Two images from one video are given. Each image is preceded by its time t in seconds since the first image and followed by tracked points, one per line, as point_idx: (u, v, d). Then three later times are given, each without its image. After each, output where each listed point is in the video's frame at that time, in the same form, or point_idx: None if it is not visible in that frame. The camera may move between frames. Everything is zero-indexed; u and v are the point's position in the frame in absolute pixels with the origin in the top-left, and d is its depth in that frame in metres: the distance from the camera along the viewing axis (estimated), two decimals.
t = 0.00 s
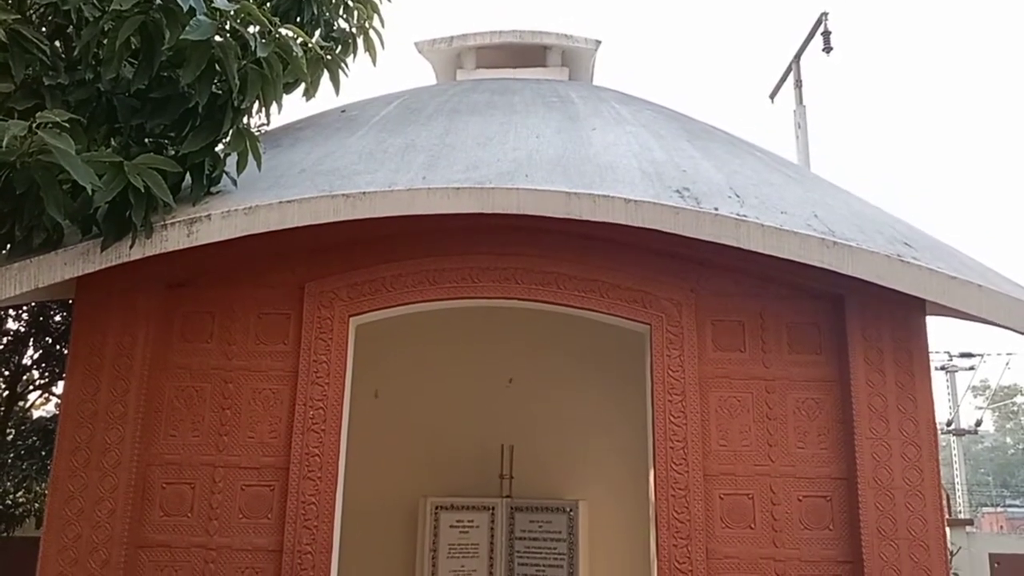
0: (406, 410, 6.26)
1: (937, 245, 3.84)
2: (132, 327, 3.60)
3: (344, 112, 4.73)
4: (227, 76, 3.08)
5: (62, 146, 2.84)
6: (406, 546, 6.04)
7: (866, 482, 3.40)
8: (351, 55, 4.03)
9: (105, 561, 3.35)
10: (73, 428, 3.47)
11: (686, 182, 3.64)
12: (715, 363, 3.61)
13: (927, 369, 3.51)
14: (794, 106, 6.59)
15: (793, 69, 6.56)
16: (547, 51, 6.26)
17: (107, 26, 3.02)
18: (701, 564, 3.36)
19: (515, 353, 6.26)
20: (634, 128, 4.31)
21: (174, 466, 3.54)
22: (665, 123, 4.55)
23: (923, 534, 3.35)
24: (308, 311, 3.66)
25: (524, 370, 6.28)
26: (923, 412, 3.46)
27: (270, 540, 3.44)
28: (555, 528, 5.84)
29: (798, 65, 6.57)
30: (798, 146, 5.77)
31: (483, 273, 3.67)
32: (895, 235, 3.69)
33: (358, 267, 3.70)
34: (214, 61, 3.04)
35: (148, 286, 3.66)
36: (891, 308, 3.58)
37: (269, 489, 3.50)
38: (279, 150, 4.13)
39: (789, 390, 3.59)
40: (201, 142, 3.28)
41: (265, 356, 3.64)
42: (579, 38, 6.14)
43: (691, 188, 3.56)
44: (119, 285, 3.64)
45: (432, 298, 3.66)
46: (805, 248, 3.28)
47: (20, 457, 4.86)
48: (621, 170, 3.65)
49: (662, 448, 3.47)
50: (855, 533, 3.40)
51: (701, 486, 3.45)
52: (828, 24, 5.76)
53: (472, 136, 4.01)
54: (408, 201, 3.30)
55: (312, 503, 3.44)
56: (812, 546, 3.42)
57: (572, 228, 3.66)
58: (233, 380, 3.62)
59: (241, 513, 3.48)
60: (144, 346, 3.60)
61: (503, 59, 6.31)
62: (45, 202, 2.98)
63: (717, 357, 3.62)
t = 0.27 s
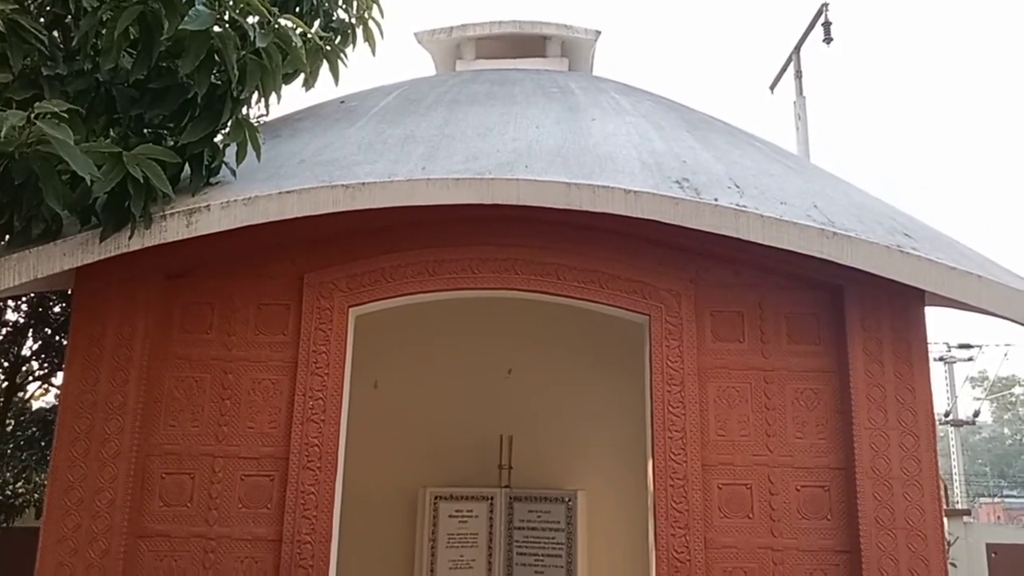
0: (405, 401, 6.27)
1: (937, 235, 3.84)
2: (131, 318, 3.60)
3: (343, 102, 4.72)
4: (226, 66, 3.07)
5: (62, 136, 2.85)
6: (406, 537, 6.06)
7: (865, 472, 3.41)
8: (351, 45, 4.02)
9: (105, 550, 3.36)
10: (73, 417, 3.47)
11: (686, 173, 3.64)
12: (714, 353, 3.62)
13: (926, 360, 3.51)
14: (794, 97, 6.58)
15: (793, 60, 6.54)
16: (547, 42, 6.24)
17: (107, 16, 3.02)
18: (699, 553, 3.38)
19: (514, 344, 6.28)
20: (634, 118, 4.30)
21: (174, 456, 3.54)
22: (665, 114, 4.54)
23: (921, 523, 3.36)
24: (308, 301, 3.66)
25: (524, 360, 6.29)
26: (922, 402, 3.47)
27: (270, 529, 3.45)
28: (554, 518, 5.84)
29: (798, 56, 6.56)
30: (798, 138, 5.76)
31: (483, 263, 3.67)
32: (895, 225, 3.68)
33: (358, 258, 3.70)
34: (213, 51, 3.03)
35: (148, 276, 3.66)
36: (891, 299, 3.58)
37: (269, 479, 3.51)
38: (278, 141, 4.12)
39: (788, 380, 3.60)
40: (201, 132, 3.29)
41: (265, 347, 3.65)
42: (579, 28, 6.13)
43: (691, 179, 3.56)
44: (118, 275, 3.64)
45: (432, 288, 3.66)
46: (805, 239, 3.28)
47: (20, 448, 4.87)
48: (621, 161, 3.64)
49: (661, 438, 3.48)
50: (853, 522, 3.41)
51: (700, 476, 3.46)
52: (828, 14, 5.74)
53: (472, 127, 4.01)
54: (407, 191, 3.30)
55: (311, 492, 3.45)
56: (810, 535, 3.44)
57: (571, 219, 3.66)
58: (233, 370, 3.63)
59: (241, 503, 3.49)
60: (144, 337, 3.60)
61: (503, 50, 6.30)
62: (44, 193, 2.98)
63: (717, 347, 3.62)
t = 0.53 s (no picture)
0: (408, 392, 6.28)
1: (940, 225, 3.82)
2: (133, 309, 3.60)
3: (344, 93, 4.70)
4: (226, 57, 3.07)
5: (62, 127, 2.84)
6: (409, 528, 6.08)
7: (868, 462, 3.40)
8: (351, 35, 3.99)
9: (109, 541, 3.37)
10: (77, 409, 3.48)
11: (689, 162, 3.62)
12: (717, 344, 3.61)
13: (930, 350, 3.50)
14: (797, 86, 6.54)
15: (796, 49, 6.50)
16: (549, 31, 6.21)
17: (106, 6, 2.98)
18: (702, 544, 3.38)
19: (517, 334, 6.28)
20: (636, 108, 4.28)
21: (178, 447, 3.55)
22: (667, 103, 4.52)
23: (924, 514, 3.36)
24: (310, 292, 3.66)
25: (526, 351, 6.29)
26: (925, 393, 3.46)
27: (274, 520, 3.46)
28: (557, 508, 5.83)
29: (801, 45, 6.51)
30: (801, 127, 5.73)
31: (485, 254, 3.66)
32: (898, 215, 3.67)
33: (359, 249, 3.69)
34: (213, 42, 3.02)
35: (149, 268, 3.65)
36: (894, 289, 3.57)
37: (272, 470, 3.51)
38: (279, 131, 4.11)
39: (791, 371, 3.59)
40: (201, 123, 3.27)
41: (267, 338, 3.65)
42: (581, 18, 6.09)
43: (693, 168, 3.54)
44: (120, 267, 3.64)
45: (434, 279, 3.65)
46: (808, 228, 3.27)
47: (24, 440, 4.73)
48: (623, 151, 3.62)
49: (663, 428, 3.48)
50: (856, 512, 3.41)
51: (703, 467, 3.46)
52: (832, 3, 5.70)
53: (473, 117, 3.99)
54: (409, 182, 3.29)
55: (314, 483, 3.46)
56: (813, 526, 3.44)
57: (573, 210, 3.64)
58: (235, 361, 3.63)
59: (244, 493, 3.50)
60: (146, 328, 3.59)
61: (504, 39, 6.26)
62: (46, 185, 2.97)
63: (719, 338, 3.62)
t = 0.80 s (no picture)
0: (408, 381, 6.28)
1: (942, 214, 3.81)
2: (134, 296, 3.59)
3: (344, 80, 4.69)
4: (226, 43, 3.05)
5: (62, 114, 2.81)
6: (409, 515, 6.11)
7: (868, 451, 3.41)
8: (352, 22, 3.88)
9: (111, 527, 3.38)
10: (78, 395, 3.48)
11: (690, 150, 3.61)
12: (717, 332, 3.61)
13: (930, 339, 3.50)
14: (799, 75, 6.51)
15: (798, 38, 6.47)
16: (550, 19, 6.18)
17: None
18: (702, 531, 3.39)
19: (517, 323, 6.28)
20: (638, 96, 4.26)
21: (179, 434, 3.56)
22: (669, 91, 4.50)
23: (923, 501, 3.37)
24: (310, 280, 3.65)
25: (527, 339, 6.30)
26: (926, 381, 3.46)
27: (275, 506, 3.47)
28: (558, 495, 5.84)
29: (804, 33, 6.48)
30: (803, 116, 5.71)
31: (486, 242, 3.65)
32: (900, 204, 3.66)
33: (360, 236, 3.69)
34: (213, 28, 3.00)
35: (150, 255, 3.65)
36: (895, 278, 3.57)
37: (273, 457, 3.52)
38: (279, 118, 4.09)
39: (791, 359, 3.59)
40: (201, 110, 3.26)
41: (268, 325, 3.65)
42: (583, 5, 6.05)
43: (695, 156, 3.53)
44: (120, 254, 3.63)
45: (434, 267, 3.65)
46: (810, 217, 3.26)
47: (25, 426, 4.75)
48: (624, 139, 3.61)
49: (664, 416, 3.49)
50: (856, 500, 3.42)
51: (703, 455, 3.47)
52: None
53: (473, 104, 3.97)
54: (409, 169, 3.28)
55: (315, 470, 3.47)
56: (813, 513, 3.45)
57: (574, 197, 3.64)
58: (236, 348, 3.63)
59: (245, 480, 3.51)
60: (147, 315, 3.59)
61: (505, 27, 6.23)
62: (45, 171, 2.96)
63: (720, 326, 3.61)
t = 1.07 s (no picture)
0: (405, 372, 6.28)
1: (938, 206, 3.81)
2: (130, 287, 3.59)
3: (341, 70, 4.67)
4: (222, 32, 3.02)
5: (57, 103, 2.78)
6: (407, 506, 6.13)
7: (863, 442, 3.42)
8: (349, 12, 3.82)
9: (107, 517, 3.38)
10: (74, 386, 3.48)
11: (688, 142, 3.60)
12: (714, 324, 3.61)
13: (926, 331, 3.51)
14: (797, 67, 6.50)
15: (796, 29, 6.45)
16: (547, 9, 6.16)
17: None
18: (697, 521, 3.40)
19: (514, 315, 6.28)
20: (636, 87, 4.25)
21: (175, 424, 3.56)
22: (666, 82, 4.49)
23: (918, 493, 3.38)
24: (307, 271, 3.65)
25: (524, 331, 6.30)
26: (921, 373, 3.47)
27: (271, 497, 3.48)
28: (554, 487, 5.86)
29: (802, 25, 6.46)
30: (801, 108, 5.70)
31: (483, 233, 3.65)
32: (897, 196, 3.66)
33: (356, 227, 3.68)
34: (209, 17, 2.97)
35: (146, 245, 3.64)
36: (891, 269, 3.57)
37: (269, 448, 3.52)
38: (276, 109, 4.08)
39: (787, 350, 3.60)
40: (197, 100, 3.24)
41: (264, 316, 3.64)
42: None
43: (692, 148, 3.53)
44: (117, 244, 3.62)
45: (431, 258, 3.64)
46: (806, 208, 3.26)
47: (22, 417, 4.76)
48: (622, 130, 3.61)
49: (659, 407, 3.49)
50: (851, 491, 3.43)
51: (699, 446, 3.48)
52: None
53: (471, 95, 3.96)
54: (406, 160, 3.27)
55: (312, 461, 3.47)
56: (808, 504, 3.46)
57: (571, 189, 3.63)
58: (232, 339, 3.63)
59: (241, 471, 3.51)
60: (144, 306, 3.59)
61: (503, 18, 6.21)
62: (41, 161, 2.94)
63: (716, 318, 3.62)
